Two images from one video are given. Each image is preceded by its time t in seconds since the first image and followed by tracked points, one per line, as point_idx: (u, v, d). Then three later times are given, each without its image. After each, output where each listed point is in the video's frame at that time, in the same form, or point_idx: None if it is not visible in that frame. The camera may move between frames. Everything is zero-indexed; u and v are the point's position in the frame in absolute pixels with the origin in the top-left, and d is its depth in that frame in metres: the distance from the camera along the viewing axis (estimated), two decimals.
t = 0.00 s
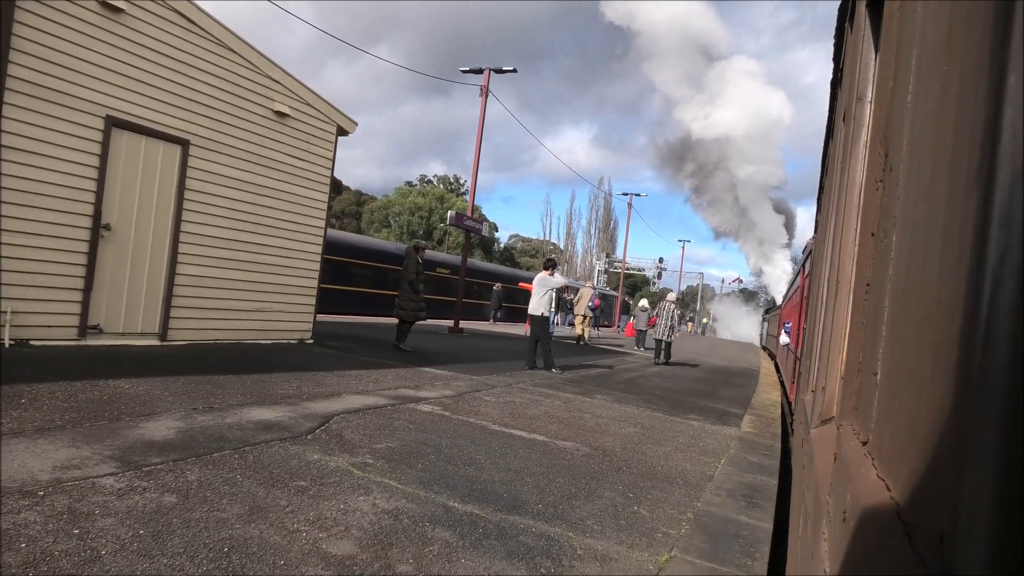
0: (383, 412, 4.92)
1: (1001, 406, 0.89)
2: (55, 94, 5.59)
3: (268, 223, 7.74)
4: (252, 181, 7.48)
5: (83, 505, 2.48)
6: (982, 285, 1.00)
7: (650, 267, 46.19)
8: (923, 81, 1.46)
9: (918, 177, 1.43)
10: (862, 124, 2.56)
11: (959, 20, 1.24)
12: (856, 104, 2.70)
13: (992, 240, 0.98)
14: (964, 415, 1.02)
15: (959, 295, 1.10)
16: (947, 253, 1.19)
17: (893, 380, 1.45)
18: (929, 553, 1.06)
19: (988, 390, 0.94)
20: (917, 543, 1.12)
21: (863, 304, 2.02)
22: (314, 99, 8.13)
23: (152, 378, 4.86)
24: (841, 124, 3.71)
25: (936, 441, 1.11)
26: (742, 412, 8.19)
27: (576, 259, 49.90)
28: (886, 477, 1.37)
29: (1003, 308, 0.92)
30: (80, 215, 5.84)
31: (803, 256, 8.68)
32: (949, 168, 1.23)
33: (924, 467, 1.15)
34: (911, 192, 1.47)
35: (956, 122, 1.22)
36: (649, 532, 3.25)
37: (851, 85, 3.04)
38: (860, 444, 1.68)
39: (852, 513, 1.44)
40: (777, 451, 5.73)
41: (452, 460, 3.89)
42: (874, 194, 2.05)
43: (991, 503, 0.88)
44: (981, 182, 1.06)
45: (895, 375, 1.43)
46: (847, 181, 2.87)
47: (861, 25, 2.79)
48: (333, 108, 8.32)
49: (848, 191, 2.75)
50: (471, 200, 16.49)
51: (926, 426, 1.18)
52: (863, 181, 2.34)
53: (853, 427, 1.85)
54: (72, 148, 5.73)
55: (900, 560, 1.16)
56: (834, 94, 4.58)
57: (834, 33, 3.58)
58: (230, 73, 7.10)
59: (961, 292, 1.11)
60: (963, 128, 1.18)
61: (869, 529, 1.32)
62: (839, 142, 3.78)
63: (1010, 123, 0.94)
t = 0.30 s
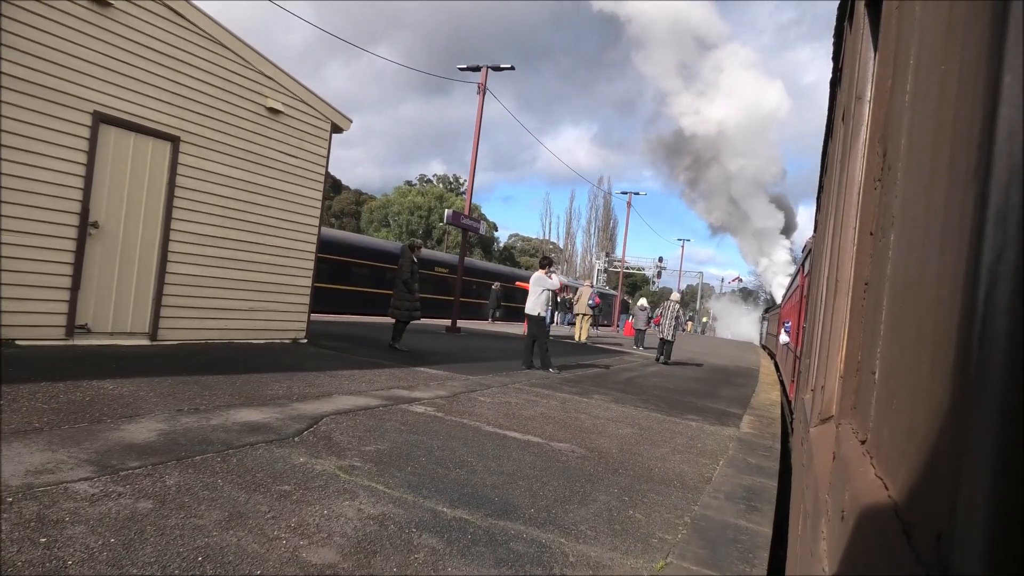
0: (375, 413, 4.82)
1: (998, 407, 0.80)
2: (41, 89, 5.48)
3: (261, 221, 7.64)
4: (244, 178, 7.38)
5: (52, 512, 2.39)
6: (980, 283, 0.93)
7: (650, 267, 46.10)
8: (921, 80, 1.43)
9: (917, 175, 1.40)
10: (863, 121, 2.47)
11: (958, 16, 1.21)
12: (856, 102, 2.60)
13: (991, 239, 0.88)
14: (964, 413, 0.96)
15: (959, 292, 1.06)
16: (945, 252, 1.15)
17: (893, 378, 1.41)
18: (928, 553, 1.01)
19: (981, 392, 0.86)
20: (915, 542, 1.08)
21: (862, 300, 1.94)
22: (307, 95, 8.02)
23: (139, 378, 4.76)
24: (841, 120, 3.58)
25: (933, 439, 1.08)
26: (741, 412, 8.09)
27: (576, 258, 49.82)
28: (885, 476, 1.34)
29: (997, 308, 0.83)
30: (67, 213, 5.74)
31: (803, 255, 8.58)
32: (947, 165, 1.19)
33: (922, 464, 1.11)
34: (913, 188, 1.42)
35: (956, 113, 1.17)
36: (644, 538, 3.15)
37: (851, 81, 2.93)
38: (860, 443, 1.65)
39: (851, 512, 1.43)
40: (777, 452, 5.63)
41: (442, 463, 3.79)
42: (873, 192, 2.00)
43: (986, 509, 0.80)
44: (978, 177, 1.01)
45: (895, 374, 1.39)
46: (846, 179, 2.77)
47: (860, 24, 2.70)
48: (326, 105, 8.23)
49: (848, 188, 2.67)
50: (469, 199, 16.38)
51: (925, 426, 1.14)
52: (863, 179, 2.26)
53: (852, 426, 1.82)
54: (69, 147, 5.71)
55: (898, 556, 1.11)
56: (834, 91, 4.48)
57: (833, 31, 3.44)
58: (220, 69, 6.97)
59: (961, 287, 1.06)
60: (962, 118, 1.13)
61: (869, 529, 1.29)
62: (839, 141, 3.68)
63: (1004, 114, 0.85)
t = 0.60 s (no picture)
0: (367, 413, 4.72)
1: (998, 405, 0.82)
2: (28, 85, 5.38)
3: (256, 219, 7.57)
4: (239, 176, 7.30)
5: (24, 518, 2.30)
6: (982, 280, 1.01)
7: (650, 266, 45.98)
8: (922, 82, 1.51)
9: (919, 175, 1.47)
10: (863, 120, 2.48)
11: (959, 20, 1.28)
12: (856, 101, 2.63)
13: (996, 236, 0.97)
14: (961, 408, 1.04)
15: (960, 294, 1.13)
16: (943, 255, 1.24)
17: (892, 377, 1.52)
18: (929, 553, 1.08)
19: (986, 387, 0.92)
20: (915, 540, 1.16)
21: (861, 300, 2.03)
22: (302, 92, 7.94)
23: (125, 379, 4.67)
24: (841, 119, 3.48)
25: (931, 435, 1.18)
26: (740, 412, 8.00)
27: (575, 257, 49.70)
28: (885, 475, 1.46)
29: (1001, 302, 0.91)
30: (55, 211, 5.63)
31: (803, 253, 8.47)
32: (947, 167, 1.27)
33: (921, 461, 1.21)
34: (914, 190, 1.50)
35: (957, 120, 1.23)
36: (639, 543, 3.07)
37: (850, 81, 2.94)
38: (860, 441, 1.78)
39: (851, 506, 1.56)
40: (776, 454, 5.55)
41: (433, 465, 3.70)
42: (874, 192, 2.09)
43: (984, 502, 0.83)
44: (976, 182, 1.09)
45: (894, 373, 1.50)
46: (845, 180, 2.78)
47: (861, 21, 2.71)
48: (321, 102, 8.15)
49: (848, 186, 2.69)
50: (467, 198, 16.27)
51: (923, 421, 1.24)
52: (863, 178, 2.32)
53: (853, 426, 1.94)
54: (65, 146, 5.66)
55: (899, 553, 1.19)
56: (835, 87, 4.40)
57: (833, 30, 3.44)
58: (213, 65, 6.89)
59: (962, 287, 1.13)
60: (963, 124, 1.19)
61: (867, 521, 1.41)
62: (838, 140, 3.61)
63: (1006, 111, 0.90)
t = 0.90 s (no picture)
0: (356, 414, 4.61)
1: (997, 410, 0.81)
2: (13, 79, 5.25)
3: (248, 216, 7.47)
4: (231, 173, 7.20)
5: None
6: (983, 277, 0.97)
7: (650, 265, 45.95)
8: (921, 81, 1.55)
9: (916, 174, 1.52)
10: (863, 119, 2.56)
11: (956, 21, 1.30)
12: (856, 101, 2.71)
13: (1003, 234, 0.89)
14: (960, 408, 1.03)
15: (958, 292, 1.13)
16: (943, 253, 1.25)
17: (892, 375, 1.54)
18: (924, 551, 1.08)
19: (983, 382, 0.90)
20: (913, 537, 1.15)
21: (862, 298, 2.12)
22: (294, 88, 7.82)
23: (109, 379, 4.55)
24: (841, 118, 3.45)
25: (930, 435, 1.16)
26: (739, 413, 7.90)
27: (575, 257, 49.62)
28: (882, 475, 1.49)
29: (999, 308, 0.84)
30: (40, 208, 5.50)
31: (803, 252, 8.37)
32: (946, 165, 1.28)
33: (919, 462, 1.20)
34: (914, 188, 1.52)
35: (958, 117, 1.23)
36: (633, 550, 2.96)
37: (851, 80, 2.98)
38: (859, 440, 1.83)
39: (851, 506, 1.58)
40: (776, 456, 5.44)
41: (422, 468, 3.59)
42: (874, 190, 2.17)
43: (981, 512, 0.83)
44: (976, 178, 1.08)
45: (893, 372, 1.53)
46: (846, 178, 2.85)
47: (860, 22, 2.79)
48: (315, 98, 8.05)
49: (847, 181, 2.78)
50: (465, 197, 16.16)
51: (921, 419, 1.25)
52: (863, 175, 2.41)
53: (852, 424, 2.00)
54: (52, 141, 5.54)
55: (896, 551, 1.18)
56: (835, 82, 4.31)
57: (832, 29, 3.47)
58: (202, 59, 6.76)
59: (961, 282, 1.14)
60: (964, 121, 1.19)
61: (866, 519, 1.43)
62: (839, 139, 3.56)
63: (1005, 106, 0.88)
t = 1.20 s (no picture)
0: (346, 415, 4.52)
1: (1004, 406, 0.94)
2: None
3: (242, 214, 7.40)
4: (224, 170, 7.12)
5: None
6: (987, 275, 1.07)
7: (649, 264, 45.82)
8: (923, 88, 1.62)
9: (918, 175, 1.60)
10: (863, 117, 2.68)
11: (957, 36, 1.38)
12: (856, 100, 2.85)
13: (993, 233, 1.05)
14: (965, 405, 1.10)
15: (959, 296, 1.21)
16: (945, 259, 1.31)
17: (894, 375, 1.61)
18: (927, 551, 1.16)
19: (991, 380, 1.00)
20: (915, 536, 1.22)
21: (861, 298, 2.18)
22: (289, 84, 7.74)
23: (93, 378, 4.45)
24: (841, 117, 3.65)
25: (932, 436, 1.25)
26: (737, 413, 7.80)
27: (574, 256, 49.48)
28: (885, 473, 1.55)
29: (1002, 304, 0.99)
30: (26, 203, 5.33)
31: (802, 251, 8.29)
32: (950, 172, 1.35)
33: (921, 463, 1.27)
34: (915, 193, 1.61)
35: (959, 127, 1.31)
36: (627, 557, 2.86)
37: (851, 80, 3.19)
38: (860, 439, 1.89)
39: (853, 502, 1.63)
40: (774, 457, 5.35)
41: (411, 471, 3.49)
42: (873, 192, 2.24)
43: (989, 496, 0.95)
44: (980, 186, 1.15)
45: (894, 371, 1.60)
46: (846, 177, 2.98)
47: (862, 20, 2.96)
48: (309, 94, 7.96)
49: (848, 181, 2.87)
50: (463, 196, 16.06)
51: (925, 416, 1.32)
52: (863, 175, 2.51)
53: (852, 424, 2.05)
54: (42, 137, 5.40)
55: (897, 552, 1.27)
56: (835, 80, 4.27)
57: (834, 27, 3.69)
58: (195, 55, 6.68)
59: (961, 283, 1.22)
60: (965, 130, 1.27)
61: (869, 519, 1.47)
62: (839, 136, 3.66)
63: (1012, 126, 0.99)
